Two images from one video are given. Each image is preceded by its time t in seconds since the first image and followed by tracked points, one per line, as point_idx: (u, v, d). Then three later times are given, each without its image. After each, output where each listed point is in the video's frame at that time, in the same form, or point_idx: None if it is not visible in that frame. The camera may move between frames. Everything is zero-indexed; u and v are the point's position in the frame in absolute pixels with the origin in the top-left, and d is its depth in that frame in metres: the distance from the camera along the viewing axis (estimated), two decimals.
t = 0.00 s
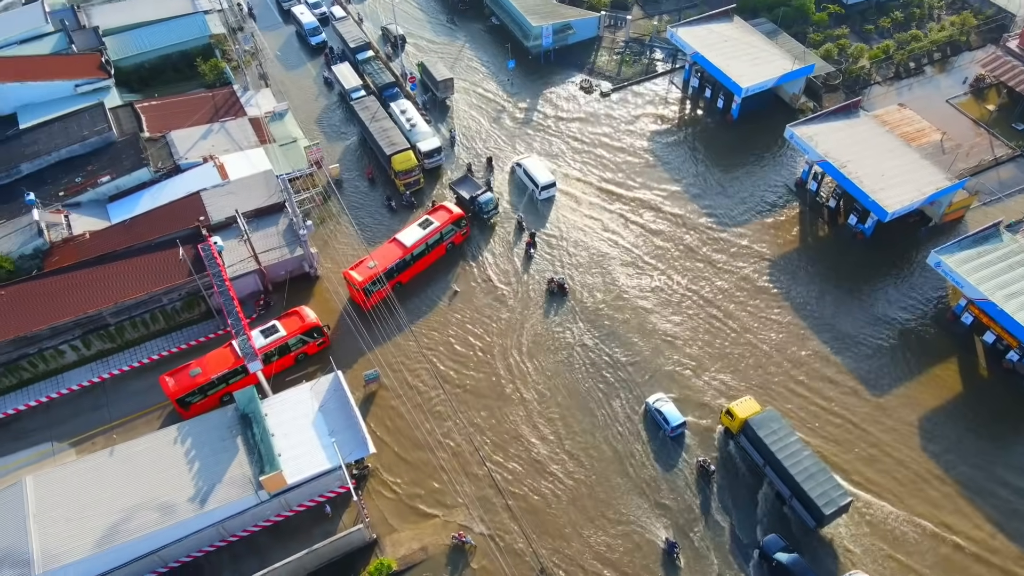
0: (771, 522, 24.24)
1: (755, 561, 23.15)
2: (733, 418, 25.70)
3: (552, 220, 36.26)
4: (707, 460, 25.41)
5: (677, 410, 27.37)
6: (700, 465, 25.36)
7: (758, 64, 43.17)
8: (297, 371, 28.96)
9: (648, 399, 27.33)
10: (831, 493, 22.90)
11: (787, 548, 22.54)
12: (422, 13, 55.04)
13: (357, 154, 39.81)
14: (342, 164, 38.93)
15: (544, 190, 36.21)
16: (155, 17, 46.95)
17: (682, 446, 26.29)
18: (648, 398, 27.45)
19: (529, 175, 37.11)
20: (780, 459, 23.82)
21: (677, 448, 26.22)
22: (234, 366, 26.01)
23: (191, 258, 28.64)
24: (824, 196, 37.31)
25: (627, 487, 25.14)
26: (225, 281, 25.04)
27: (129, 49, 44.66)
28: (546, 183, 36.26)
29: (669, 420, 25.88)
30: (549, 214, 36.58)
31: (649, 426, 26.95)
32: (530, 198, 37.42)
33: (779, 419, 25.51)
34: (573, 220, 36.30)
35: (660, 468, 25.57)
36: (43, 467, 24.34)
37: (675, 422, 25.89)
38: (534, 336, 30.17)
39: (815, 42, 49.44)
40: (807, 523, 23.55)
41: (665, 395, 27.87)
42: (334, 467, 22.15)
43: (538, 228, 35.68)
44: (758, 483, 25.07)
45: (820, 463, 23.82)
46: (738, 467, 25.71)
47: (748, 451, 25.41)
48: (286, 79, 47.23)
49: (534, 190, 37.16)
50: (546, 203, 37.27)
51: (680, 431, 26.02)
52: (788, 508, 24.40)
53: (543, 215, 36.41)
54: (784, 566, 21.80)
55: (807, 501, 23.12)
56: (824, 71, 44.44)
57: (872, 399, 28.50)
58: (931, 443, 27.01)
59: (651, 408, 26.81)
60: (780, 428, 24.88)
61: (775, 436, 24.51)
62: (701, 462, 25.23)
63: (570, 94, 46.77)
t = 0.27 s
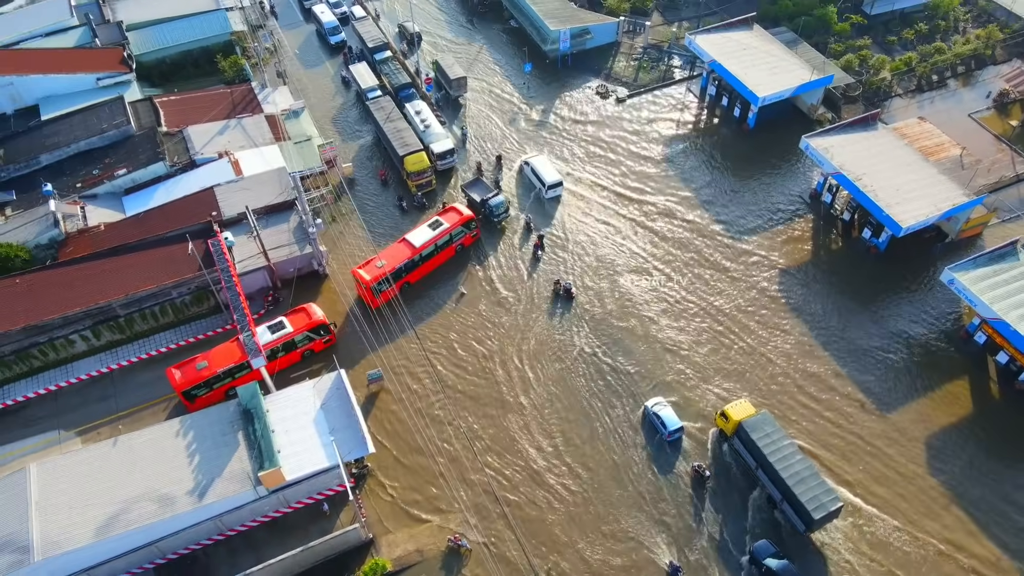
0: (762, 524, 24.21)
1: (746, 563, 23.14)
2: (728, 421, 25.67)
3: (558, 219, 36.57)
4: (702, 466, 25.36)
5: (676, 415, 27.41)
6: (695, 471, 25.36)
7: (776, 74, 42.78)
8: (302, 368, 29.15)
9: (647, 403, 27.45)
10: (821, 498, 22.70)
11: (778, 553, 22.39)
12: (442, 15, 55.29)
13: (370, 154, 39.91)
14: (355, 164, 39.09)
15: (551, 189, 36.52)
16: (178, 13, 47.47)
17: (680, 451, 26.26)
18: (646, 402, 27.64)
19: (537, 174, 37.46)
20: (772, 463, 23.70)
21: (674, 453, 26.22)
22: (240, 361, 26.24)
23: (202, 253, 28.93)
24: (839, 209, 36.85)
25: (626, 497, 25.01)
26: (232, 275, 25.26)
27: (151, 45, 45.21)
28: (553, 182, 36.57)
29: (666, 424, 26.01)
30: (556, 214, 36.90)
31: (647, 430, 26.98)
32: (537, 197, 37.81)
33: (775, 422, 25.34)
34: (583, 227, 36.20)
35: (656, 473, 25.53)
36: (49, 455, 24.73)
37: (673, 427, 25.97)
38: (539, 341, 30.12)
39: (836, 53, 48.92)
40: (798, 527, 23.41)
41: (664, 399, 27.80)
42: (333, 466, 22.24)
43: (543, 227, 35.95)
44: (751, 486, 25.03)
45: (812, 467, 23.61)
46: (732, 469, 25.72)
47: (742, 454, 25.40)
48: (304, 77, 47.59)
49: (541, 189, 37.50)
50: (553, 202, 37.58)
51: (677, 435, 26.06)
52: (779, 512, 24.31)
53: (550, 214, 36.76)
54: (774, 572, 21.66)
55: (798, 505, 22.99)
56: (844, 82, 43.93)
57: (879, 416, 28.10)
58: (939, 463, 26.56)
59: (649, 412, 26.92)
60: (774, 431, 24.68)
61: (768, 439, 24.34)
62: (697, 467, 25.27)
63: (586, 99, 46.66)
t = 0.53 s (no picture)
0: (750, 528, 24.35)
1: (734, 568, 23.26)
2: (721, 423, 25.78)
3: (563, 219, 36.95)
4: (697, 471, 25.33)
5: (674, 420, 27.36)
6: (688, 478, 25.29)
7: (793, 85, 42.40)
8: (307, 367, 29.34)
9: (645, 408, 27.40)
10: (811, 503, 22.89)
11: (767, 559, 22.48)
12: (461, 18, 55.49)
13: (383, 154, 40.07)
14: (367, 164, 39.27)
15: (556, 189, 36.89)
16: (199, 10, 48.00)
17: (676, 457, 26.26)
18: (643, 406, 27.67)
19: (544, 174, 37.85)
20: (763, 467, 23.81)
21: (669, 458, 26.23)
22: (245, 358, 26.45)
23: (211, 249, 29.25)
24: (852, 223, 36.41)
25: (624, 507, 24.88)
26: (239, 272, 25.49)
27: (173, 42, 45.78)
28: (560, 183, 36.95)
29: (662, 429, 26.00)
30: (561, 213, 37.29)
31: (644, 435, 26.99)
32: (543, 196, 38.19)
33: (768, 427, 25.43)
34: (592, 234, 36.11)
35: (650, 479, 25.56)
36: (55, 444, 25.13)
37: (669, 432, 25.96)
38: (542, 347, 30.07)
39: (856, 64, 48.38)
40: (787, 532, 23.54)
41: (662, 405, 27.76)
42: (330, 466, 22.33)
43: (548, 227, 36.32)
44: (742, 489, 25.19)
45: (802, 472, 23.82)
46: (723, 471, 25.85)
47: (734, 457, 25.51)
48: (321, 77, 47.92)
49: (547, 189, 37.89)
50: (558, 202, 37.95)
51: (673, 441, 26.03)
52: (768, 516, 24.42)
53: (555, 213, 37.14)
54: None
55: (787, 509, 23.15)
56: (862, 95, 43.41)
57: (885, 435, 27.71)
58: (944, 484, 26.15)
59: (647, 416, 26.87)
60: (767, 435, 24.85)
61: (760, 443, 24.52)
62: (690, 474, 25.25)
63: (601, 105, 46.57)
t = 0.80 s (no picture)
0: (740, 534, 24.23)
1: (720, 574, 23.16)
2: (713, 427, 25.77)
3: (568, 220, 37.33)
4: (689, 479, 25.25)
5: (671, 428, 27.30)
6: (681, 484, 25.31)
7: (809, 98, 42.03)
8: (310, 367, 29.50)
9: (642, 414, 27.44)
10: (800, 511, 22.69)
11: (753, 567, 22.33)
12: (478, 24, 55.71)
13: (395, 157, 40.23)
14: (379, 166, 39.46)
15: (562, 191, 37.23)
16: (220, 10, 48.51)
17: (670, 464, 26.20)
18: (640, 412, 27.70)
19: (550, 175, 38.23)
20: (753, 472, 23.73)
21: (663, 465, 26.18)
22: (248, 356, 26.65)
23: (219, 248, 29.53)
24: (864, 239, 35.97)
25: (620, 519, 24.71)
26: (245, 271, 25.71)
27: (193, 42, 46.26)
28: (565, 185, 37.32)
29: (658, 435, 25.95)
30: (566, 214, 37.66)
31: (640, 441, 27.00)
32: (548, 198, 38.54)
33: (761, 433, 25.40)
34: (600, 244, 35.98)
35: (643, 485, 25.56)
36: (58, 435, 25.48)
37: (664, 439, 25.91)
38: (545, 355, 30.02)
39: (874, 78, 47.86)
40: (775, 538, 23.39)
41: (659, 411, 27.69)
42: (326, 467, 22.42)
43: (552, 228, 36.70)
44: (732, 494, 25.12)
45: (793, 479, 23.61)
46: (714, 476, 25.82)
47: (725, 461, 25.47)
48: (337, 79, 48.24)
49: (553, 190, 38.28)
50: (564, 204, 38.27)
51: (668, 448, 25.96)
52: (757, 522, 24.32)
53: (560, 214, 37.52)
54: None
55: (776, 515, 23.01)
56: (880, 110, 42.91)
57: (889, 455, 27.31)
58: (948, 508, 25.69)
59: (643, 423, 26.91)
60: (759, 441, 24.78)
61: (751, 448, 24.46)
62: (684, 481, 25.19)
63: (614, 114, 46.47)
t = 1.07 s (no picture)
0: (727, 540, 24.31)
1: None
2: (705, 432, 25.92)
3: (571, 222, 37.66)
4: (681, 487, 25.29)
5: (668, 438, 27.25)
6: (673, 492, 25.34)
7: (824, 112, 41.66)
8: (312, 368, 29.67)
9: (638, 420, 27.45)
10: (786, 517, 22.82)
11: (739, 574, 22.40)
12: (495, 30, 55.89)
13: (405, 161, 40.37)
14: (389, 170, 39.63)
15: (567, 194, 37.63)
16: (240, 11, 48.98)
17: (663, 472, 26.19)
18: (636, 419, 27.74)
19: (555, 178, 38.61)
20: (742, 478, 23.83)
21: (656, 473, 26.17)
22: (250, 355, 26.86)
23: (226, 247, 29.81)
24: (874, 257, 35.53)
25: (613, 531, 24.59)
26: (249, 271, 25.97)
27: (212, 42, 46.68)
28: (570, 188, 37.68)
29: (652, 443, 25.93)
30: (570, 217, 37.99)
31: (634, 448, 27.01)
32: (554, 201, 38.93)
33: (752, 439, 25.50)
34: (607, 254, 35.89)
35: (635, 491, 25.58)
36: (61, 427, 25.85)
37: (658, 447, 25.86)
38: (546, 364, 29.95)
39: (892, 94, 47.32)
40: (762, 544, 23.53)
41: (655, 418, 27.73)
42: (319, 469, 22.52)
43: (556, 229, 37.07)
44: (722, 498, 25.27)
45: (782, 486, 23.71)
46: (705, 480, 25.95)
47: (716, 466, 25.62)
48: (353, 82, 48.54)
49: (558, 193, 38.65)
50: (569, 207, 38.60)
51: (661, 456, 25.93)
52: (745, 527, 24.44)
53: (563, 217, 37.87)
54: None
55: (762, 521, 23.11)
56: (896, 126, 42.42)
57: (890, 477, 26.96)
58: (949, 534, 25.29)
59: (638, 429, 26.90)
60: (750, 447, 24.88)
61: (741, 453, 24.56)
62: (675, 488, 25.22)
63: (627, 123, 46.36)
